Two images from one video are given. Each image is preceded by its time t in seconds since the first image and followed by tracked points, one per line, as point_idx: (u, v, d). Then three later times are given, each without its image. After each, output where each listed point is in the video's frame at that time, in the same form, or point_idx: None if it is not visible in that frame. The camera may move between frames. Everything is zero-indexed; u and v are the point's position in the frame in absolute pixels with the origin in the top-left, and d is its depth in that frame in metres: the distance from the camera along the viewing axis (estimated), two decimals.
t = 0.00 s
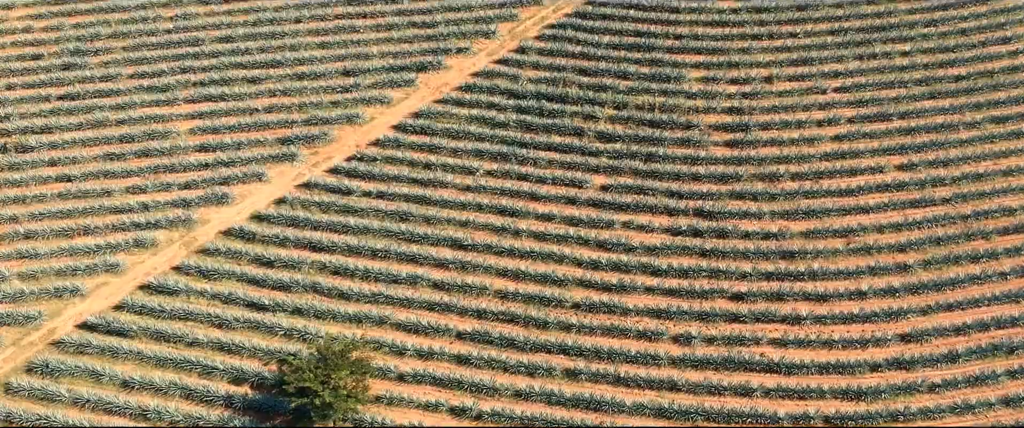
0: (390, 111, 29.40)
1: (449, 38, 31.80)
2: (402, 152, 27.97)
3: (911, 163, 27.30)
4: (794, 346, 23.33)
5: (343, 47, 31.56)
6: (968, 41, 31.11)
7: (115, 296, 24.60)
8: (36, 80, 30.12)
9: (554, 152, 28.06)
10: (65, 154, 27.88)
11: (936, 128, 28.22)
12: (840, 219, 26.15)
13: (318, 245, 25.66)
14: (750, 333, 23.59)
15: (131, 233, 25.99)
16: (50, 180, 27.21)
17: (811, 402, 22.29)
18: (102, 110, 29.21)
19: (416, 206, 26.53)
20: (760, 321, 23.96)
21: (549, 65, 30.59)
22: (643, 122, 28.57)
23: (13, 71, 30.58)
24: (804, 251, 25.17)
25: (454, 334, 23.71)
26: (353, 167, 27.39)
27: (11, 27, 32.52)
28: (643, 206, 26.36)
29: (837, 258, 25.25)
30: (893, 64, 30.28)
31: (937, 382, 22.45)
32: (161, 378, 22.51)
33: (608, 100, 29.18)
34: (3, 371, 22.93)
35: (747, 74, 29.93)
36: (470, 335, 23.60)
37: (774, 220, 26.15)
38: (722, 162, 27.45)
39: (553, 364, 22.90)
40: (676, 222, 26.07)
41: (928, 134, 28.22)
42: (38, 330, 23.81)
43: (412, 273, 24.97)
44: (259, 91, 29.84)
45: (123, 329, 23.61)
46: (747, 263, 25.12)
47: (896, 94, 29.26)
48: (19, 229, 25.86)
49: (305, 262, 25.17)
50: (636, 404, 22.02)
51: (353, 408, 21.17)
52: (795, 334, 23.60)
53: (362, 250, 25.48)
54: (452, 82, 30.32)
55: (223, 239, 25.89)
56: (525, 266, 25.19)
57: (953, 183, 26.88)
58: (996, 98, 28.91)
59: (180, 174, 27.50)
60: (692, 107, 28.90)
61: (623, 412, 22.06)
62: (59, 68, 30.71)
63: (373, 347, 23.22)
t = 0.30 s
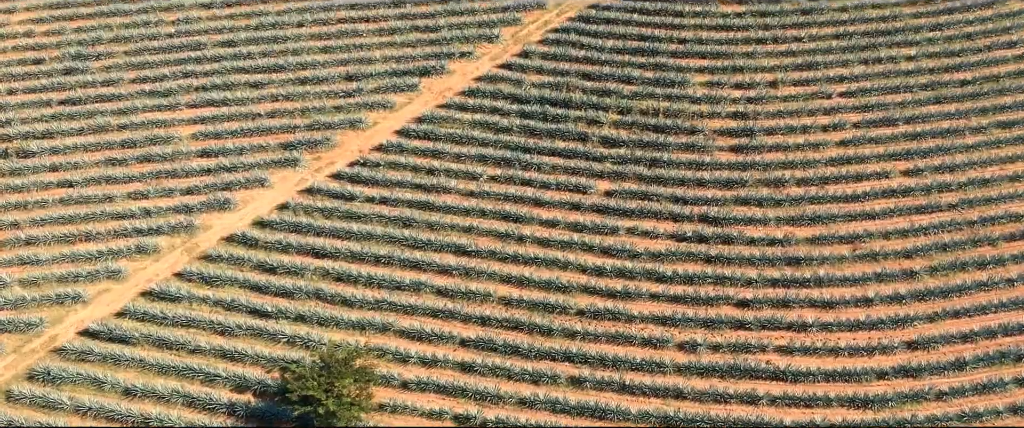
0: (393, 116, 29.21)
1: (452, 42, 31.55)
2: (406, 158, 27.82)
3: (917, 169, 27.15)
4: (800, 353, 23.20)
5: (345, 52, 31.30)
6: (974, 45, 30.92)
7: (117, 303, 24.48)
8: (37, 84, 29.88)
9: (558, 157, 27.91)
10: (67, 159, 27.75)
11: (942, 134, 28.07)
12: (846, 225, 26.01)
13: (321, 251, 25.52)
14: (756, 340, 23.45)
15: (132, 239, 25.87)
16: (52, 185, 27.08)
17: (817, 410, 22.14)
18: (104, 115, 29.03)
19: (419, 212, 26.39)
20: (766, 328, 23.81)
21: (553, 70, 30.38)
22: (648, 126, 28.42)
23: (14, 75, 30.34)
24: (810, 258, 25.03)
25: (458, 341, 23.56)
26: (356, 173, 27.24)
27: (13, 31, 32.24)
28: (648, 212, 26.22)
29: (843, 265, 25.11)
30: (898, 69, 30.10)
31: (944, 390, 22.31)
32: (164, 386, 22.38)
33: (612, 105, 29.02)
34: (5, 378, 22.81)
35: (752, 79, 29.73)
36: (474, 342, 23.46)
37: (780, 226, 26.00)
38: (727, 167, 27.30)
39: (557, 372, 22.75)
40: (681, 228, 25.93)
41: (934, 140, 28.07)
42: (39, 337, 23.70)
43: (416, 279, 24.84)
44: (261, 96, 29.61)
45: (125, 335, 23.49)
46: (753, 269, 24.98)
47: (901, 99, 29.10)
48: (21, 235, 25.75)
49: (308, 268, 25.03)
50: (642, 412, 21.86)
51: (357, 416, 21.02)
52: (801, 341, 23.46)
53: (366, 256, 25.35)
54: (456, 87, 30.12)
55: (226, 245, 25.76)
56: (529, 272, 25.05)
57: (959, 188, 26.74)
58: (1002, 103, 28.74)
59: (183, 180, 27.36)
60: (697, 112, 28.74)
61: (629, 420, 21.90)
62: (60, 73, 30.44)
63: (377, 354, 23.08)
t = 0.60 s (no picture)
0: (397, 121, 29.01)
1: (456, 46, 31.23)
2: (410, 163, 27.65)
3: (924, 174, 26.99)
4: (807, 361, 23.04)
5: (349, 56, 30.96)
6: (981, 50, 30.73)
7: (120, 310, 24.34)
8: (39, 89, 29.65)
9: (563, 163, 27.74)
10: (69, 165, 27.60)
11: (949, 139, 27.90)
12: (853, 231, 25.86)
13: (325, 257, 25.37)
14: (763, 347, 23.28)
15: (135, 245, 25.72)
16: (54, 191, 26.95)
17: (825, 418, 21.95)
18: (106, 120, 28.84)
19: (424, 218, 26.25)
20: (773, 335, 23.65)
21: (558, 74, 30.15)
22: (653, 131, 28.24)
23: (16, 80, 30.10)
24: (817, 264, 24.88)
25: (463, 348, 23.40)
26: (361, 178, 27.08)
27: (15, 35, 31.88)
28: (653, 217, 26.04)
29: (850, 271, 24.96)
30: (905, 73, 29.90)
31: (953, 397, 22.12)
32: (167, 394, 22.21)
33: (617, 110, 28.84)
34: (7, 385, 22.66)
35: (758, 84, 29.50)
36: (479, 349, 23.29)
37: (787, 232, 25.84)
38: (733, 173, 27.12)
39: (563, 380, 22.58)
40: (687, 233, 25.75)
41: (941, 145, 27.90)
42: (42, 344, 23.55)
43: (421, 286, 24.69)
44: (264, 100, 29.36)
45: (129, 343, 23.34)
46: (760, 276, 24.82)
47: (908, 104, 28.92)
48: (23, 241, 25.62)
49: (312, 275, 24.88)
50: (649, 420, 21.66)
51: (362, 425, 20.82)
52: (809, 348, 23.29)
53: (370, 263, 25.21)
54: (460, 91, 29.88)
55: (229, 251, 25.61)
56: (535, 279, 24.89)
57: (967, 194, 26.58)
58: (1009, 108, 28.56)
59: (186, 185, 27.19)
60: (703, 117, 28.56)
61: None
62: (62, 77, 30.19)
63: (381, 362, 22.92)
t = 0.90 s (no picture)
0: (401, 126, 28.82)
1: (461, 50, 30.95)
2: (415, 168, 27.50)
3: (932, 180, 26.83)
4: (816, 369, 22.87)
5: (353, 60, 30.57)
6: (988, 54, 30.52)
7: (124, 317, 24.20)
8: (42, 94, 29.44)
9: (568, 168, 27.57)
10: (73, 170, 27.47)
11: (957, 144, 27.73)
12: (861, 237, 25.70)
13: (330, 263, 25.23)
14: (771, 355, 23.11)
15: (139, 251, 25.58)
16: (58, 196, 26.81)
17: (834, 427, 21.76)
18: (110, 124, 28.65)
19: (429, 224, 26.10)
20: (782, 342, 23.48)
21: (563, 79, 29.91)
22: (659, 136, 28.06)
23: (18, 84, 29.83)
24: (825, 271, 24.71)
25: (469, 355, 23.23)
26: (365, 184, 26.92)
27: (17, 39, 31.45)
28: (660, 223, 25.86)
29: (858, 278, 24.80)
30: (912, 78, 29.69)
31: (962, 405, 21.93)
32: (172, 402, 22.05)
33: (623, 115, 28.66)
34: (11, 393, 22.51)
35: (764, 88, 29.27)
36: (486, 357, 23.12)
37: (794, 238, 25.66)
38: (739, 178, 26.95)
39: (570, 388, 22.40)
40: (694, 240, 25.58)
41: (949, 150, 27.73)
42: (45, 352, 23.41)
43: (427, 293, 24.54)
44: (268, 105, 29.11)
45: (133, 350, 23.19)
46: (767, 282, 24.65)
47: (916, 109, 28.74)
48: (26, 247, 25.48)
49: (316, 282, 24.73)
50: None
51: None
52: (817, 356, 23.12)
53: (375, 269, 25.05)
54: (465, 96, 29.67)
55: (233, 258, 25.46)
56: (541, 285, 24.72)
57: (975, 200, 26.41)
58: (1018, 112, 28.38)
59: (190, 190, 27.03)
60: (709, 122, 28.38)
61: None
62: (65, 82, 29.93)
63: (387, 369, 22.77)
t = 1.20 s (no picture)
0: (407, 131, 28.65)
1: (466, 55, 30.73)
2: (421, 173, 27.34)
3: (941, 185, 26.67)
4: (825, 376, 22.71)
5: (358, 65, 30.38)
6: (996, 58, 30.34)
7: (128, 324, 24.04)
8: (46, 98, 29.24)
9: (575, 173, 27.40)
10: (76, 176, 27.32)
11: (966, 149, 27.57)
12: (870, 243, 25.54)
13: (336, 270, 25.08)
14: (780, 362, 22.95)
15: (143, 258, 25.43)
16: (62, 202, 26.67)
17: None
18: (114, 129, 28.47)
19: (435, 230, 25.95)
20: (791, 350, 23.31)
21: (569, 84, 29.71)
22: (666, 142, 27.88)
23: (22, 89, 29.59)
24: (834, 277, 24.56)
25: (476, 363, 23.06)
26: (371, 189, 26.77)
27: (20, 43, 31.11)
28: (668, 230, 25.68)
29: (867, 285, 24.65)
30: (919, 82, 29.52)
31: (973, 414, 21.77)
32: (177, 410, 21.88)
33: (629, 120, 28.48)
34: (15, 401, 22.34)
35: (771, 93, 29.06)
36: (493, 364, 22.95)
37: (803, 244, 25.51)
38: (747, 183, 26.78)
39: (578, 396, 22.21)
40: (702, 246, 25.40)
41: (958, 156, 27.58)
42: (49, 359, 23.25)
43: (433, 300, 24.38)
44: (273, 110, 28.92)
45: (137, 358, 23.02)
46: (776, 289, 24.49)
47: (924, 113, 28.57)
48: (30, 254, 25.34)
49: (322, 289, 24.58)
50: None
51: None
52: (827, 364, 22.96)
53: (381, 276, 24.90)
54: (470, 101, 29.49)
55: (238, 264, 25.31)
56: (548, 292, 24.55)
57: (984, 205, 26.25)
58: None
59: (194, 196, 26.88)
60: (716, 127, 28.20)
61: None
62: (69, 86, 29.71)
63: (393, 377, 22.61)
